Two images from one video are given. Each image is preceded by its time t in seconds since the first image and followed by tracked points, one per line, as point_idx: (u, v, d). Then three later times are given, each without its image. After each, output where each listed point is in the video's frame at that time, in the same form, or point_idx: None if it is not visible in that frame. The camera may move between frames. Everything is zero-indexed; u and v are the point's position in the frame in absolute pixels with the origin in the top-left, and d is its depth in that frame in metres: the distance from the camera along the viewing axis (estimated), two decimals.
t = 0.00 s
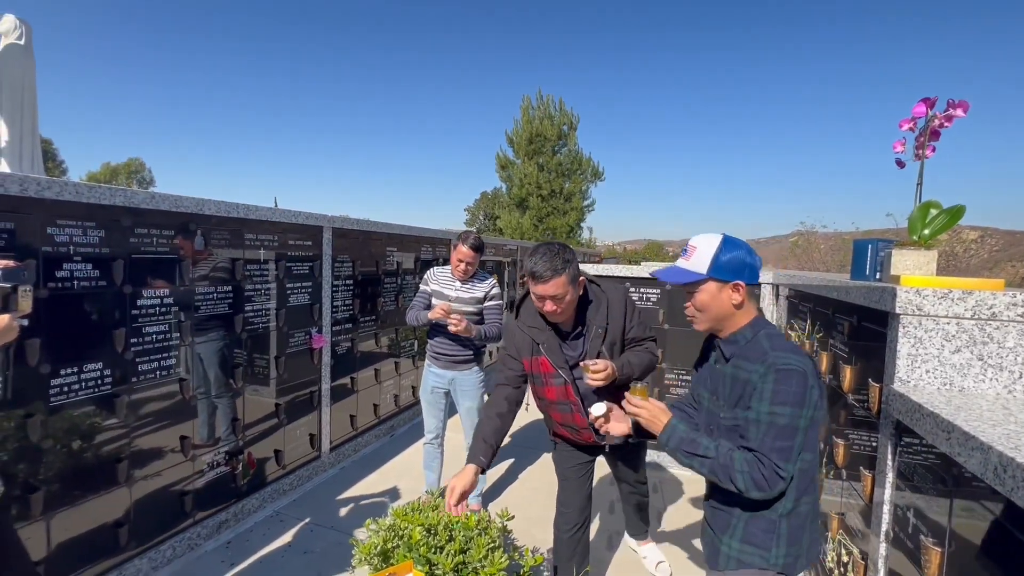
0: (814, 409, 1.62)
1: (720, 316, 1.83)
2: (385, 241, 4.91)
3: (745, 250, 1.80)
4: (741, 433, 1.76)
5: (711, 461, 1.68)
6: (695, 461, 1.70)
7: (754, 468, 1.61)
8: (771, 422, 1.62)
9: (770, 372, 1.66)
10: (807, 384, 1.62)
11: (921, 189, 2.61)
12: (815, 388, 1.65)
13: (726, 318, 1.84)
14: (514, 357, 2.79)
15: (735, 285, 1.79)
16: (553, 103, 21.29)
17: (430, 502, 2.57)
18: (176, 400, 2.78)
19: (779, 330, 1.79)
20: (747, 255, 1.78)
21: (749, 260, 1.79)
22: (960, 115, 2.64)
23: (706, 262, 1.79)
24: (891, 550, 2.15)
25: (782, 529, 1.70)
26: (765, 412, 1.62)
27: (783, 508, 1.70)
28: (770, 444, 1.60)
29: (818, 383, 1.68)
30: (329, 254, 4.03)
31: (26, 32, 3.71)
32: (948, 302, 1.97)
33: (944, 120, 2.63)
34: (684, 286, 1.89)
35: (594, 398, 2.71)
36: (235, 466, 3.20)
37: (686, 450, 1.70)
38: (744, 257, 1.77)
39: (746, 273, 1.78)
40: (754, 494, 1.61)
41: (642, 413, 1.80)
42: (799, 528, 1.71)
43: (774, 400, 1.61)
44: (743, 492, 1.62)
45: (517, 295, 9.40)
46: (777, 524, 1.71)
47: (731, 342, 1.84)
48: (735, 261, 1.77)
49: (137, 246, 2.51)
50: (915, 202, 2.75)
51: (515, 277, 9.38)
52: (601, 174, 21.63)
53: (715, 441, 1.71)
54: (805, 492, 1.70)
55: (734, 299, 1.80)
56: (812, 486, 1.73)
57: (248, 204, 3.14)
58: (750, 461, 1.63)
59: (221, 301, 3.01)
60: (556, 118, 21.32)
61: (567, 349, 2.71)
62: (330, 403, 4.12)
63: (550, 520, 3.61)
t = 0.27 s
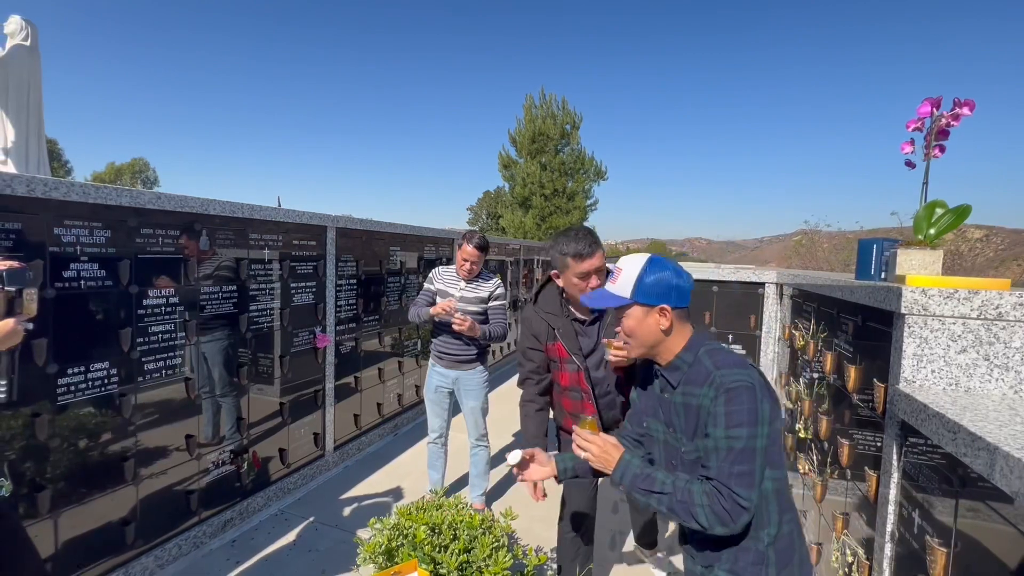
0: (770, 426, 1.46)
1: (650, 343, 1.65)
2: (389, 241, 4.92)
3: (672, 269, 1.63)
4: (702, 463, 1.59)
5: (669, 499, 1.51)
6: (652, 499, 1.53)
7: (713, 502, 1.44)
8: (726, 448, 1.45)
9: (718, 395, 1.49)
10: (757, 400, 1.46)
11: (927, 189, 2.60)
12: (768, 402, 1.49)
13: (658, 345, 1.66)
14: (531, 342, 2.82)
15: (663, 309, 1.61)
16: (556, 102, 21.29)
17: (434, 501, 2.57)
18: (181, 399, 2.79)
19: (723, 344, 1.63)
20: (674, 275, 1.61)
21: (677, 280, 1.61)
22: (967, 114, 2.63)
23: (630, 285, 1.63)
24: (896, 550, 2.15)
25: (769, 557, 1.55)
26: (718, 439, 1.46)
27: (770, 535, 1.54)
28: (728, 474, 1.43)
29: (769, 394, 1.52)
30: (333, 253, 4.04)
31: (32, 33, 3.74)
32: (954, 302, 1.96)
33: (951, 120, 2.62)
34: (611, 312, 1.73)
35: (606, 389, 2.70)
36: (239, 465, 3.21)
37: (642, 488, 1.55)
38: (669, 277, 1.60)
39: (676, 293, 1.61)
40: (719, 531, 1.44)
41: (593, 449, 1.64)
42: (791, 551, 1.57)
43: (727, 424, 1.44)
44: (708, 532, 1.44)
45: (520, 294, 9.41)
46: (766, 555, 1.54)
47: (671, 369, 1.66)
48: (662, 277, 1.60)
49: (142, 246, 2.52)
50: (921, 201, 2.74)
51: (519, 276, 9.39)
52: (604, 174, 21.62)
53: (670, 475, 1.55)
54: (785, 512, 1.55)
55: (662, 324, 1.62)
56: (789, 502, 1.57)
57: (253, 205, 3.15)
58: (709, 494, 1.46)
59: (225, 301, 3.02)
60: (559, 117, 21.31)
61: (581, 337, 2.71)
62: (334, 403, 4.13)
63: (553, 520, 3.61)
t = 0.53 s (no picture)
0: (706, 434, 1.40)
1: (590, 354, 1.67)
2: (390, 239, 4.92)
3: (606, 278, 1.63)
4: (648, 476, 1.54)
5: (605, 512, 1.49)
6: (589, 513, 1.52)
7: (644, 516, 1.40)
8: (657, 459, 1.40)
9: (651, 405, 1.44)
10: (691, 407, 1.40)
11: (931, 186, 2.59)
12: (704, 410, 1.41)
13: (600, 355, 1.66)
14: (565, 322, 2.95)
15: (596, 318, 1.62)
16: (558, 101, 21.27)
17: (436, 499, 2.57)
18: (184, 397, 2.80)
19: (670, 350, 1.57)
20: (608, 284, 1.61)
21: (611, 288, 1.61)
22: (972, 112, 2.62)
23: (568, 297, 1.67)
24: (899, 549, 2.14)
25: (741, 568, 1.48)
26: (650, 450, 1.41)
27: (737, 544, 1.47)
28: (660, 488, 1.38)
29: (711, 401, 1.45)
30: (335, 252, 4.04)
31: (34, 33, 3.74)
32: (957, 300, 1.95)
33: (956, 117, 2.61)
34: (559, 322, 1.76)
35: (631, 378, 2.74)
36: (242, 464, 3.22)
37: (578, 502, 1.54)
38: (601, 286, 1.60)
39: (593, 304, 1.61)
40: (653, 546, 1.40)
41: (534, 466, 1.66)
42: (769, 560, 1.50)
43: (658, 434, 1.40)
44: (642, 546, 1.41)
45: (522, 292, 9.41)
46: (737, 565, 1.48)
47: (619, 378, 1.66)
48: (582, 290, 1.63)
49: (145, 244, 2.52)
50: (925, 199, 2.73)
51: (520, 274, 9.39)
52: (605, 172, 21.60)
53: (607, 489, 1.52)
54: (751, 519, 1.47)
55: (597, 335, 1.63)
56: (759, 510, 1.49)
57: (255, 203, 3.15)
58: (643, 507, 1.42)
59: (228, 300, 3.03)
60: (561, 116, 21.29)
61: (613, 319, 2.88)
62: (336, 401, 4.14)
63: (556, 518, 3.62)
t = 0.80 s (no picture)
0: (657, 428, 1.41)
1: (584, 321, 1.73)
2: (390, 238, 4.92)
3: (596, 256, 1.61)
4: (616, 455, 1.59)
5: (565, 480, 1.58)
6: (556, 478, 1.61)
7: (588, 491, 1.48)
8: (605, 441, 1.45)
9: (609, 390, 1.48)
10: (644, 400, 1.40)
11: (932, 184, 2.58)
12: (658, 405, 1.41)
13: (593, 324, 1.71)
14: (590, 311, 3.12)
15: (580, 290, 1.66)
16: (558, 100, 21.24)
17: (436, 497, 2.57)
18: (184, 396, 2.80)
19: (652, 337, 1.56)
20: (590, 262, 1.60)
21: (590, 267, 1.60)
22: (973, 109, 2.61)
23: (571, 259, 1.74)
24: (898, 547, 2.14)
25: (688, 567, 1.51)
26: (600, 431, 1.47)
27: (684, 543, 1.51)
28: (603, 469, 1.44)
29: (669, 397, 1.43)
30: (335, 250, 4.04)
31: (33, 31, 3.73)
32: (958, 298, 1.95)
33: (957, 115, 2.60)
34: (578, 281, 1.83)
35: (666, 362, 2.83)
36: (242, 462, 3.22)
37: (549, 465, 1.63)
38: (584, 261, 1.62)
39: (589, 276, 1.59)
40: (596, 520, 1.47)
41: (523, 423, 1.76)
42: (726, 565, 1.50)
43: (606, 418, 1.44)
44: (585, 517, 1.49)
45: (522, 291, 9.41)
46: (685, 561, 1.52)
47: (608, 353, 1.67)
48: (597, 259, 1.60)
49: (145, 243, 2.52)
50: (926, 197, 2.72)
51: (520, 274, 9.39)
52: (605, 171, 21.60)
53: (577, 457, 1.60)
54: (702, 522, 1.49)
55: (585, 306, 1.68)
56: (713, 515, 1.49)
57: (254, 201, 3.14)
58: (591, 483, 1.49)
59: (227, 298, 3.03)
60: (561, 114, 21.27)
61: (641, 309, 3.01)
62: (336, 400, 4.14)
63: (557, 516, 3.62)
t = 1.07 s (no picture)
0: (633, 406, 1.48)
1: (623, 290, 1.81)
2: (387, 237, 4.91)
3: (638, 235, 1.65)
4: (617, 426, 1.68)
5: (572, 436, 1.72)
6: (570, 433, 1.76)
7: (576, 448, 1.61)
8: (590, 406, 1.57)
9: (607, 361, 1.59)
10: (626, 377, 1.49)
11: (927, 184, 2.59)
12: (637, 385, 1.48)
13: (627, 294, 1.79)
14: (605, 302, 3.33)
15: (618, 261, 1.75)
16: (555, 98, 21.23)
17: (434, 496, 2.57)
18: (180, 396, 2.79)
19: (666, 325, 1.60)
20: (631, 239, 1.66)
21: (629, 244, 1.66)
22: (967, 109, 2.62)
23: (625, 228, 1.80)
24: (893, 544, 2.15)
25: (646, 546, 1.58)
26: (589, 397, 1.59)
27: (644, 522, 1.58)
28: (584, 431, 1.56)
29: (651, 382, 1.49)
30: (332, 249, 4.04)
31: (27, 28, 3.71)
32: (952, 297, 1.96)
33: (951, 114, 2.61)
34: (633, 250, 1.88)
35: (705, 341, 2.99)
36: (238, 461, 3.21)
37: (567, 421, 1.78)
38: (628, 236, 1.68)
39: (628, 250, 1.66)
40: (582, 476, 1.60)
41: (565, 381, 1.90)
42: (679, 558, 1.52)
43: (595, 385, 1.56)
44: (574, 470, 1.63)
45: (519, 290, 9.41)
46: (644, 540, 1.59)
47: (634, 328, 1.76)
48: (646, 239, 1.63)
49: (141, 242, 2.51)
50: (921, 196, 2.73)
51: (517, 272, 9.38)
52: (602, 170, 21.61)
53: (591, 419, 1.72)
54: (666, 511, 1.53)
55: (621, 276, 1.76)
56: (677, 508, 1.52)
57: (250, 200, 3.14)
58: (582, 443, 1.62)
59: (223, 297, 3.02)
60: (558, 113, 21.25)
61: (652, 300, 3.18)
62: (333, 399, 4.14)
63: (554, 514, 3.63)
